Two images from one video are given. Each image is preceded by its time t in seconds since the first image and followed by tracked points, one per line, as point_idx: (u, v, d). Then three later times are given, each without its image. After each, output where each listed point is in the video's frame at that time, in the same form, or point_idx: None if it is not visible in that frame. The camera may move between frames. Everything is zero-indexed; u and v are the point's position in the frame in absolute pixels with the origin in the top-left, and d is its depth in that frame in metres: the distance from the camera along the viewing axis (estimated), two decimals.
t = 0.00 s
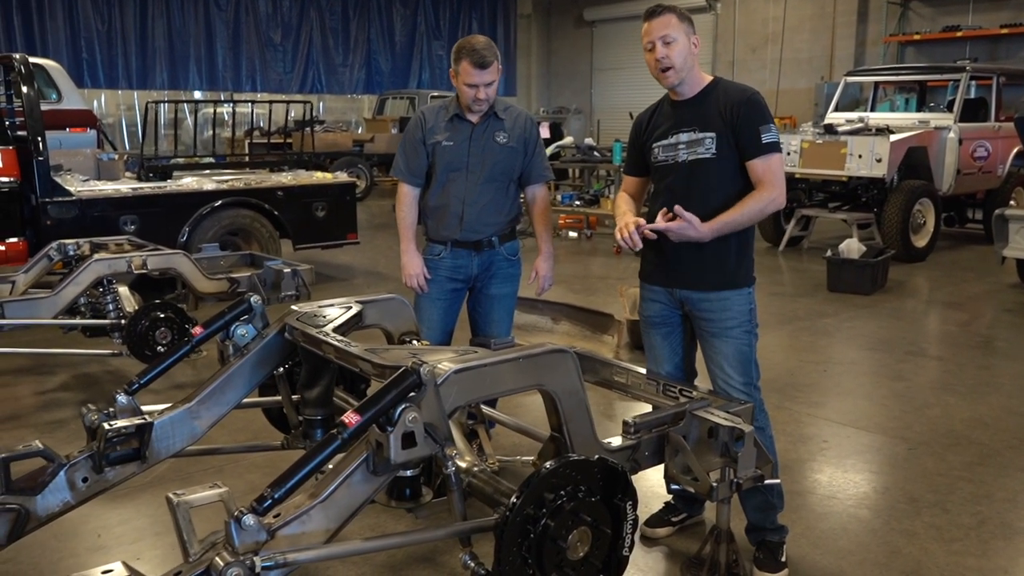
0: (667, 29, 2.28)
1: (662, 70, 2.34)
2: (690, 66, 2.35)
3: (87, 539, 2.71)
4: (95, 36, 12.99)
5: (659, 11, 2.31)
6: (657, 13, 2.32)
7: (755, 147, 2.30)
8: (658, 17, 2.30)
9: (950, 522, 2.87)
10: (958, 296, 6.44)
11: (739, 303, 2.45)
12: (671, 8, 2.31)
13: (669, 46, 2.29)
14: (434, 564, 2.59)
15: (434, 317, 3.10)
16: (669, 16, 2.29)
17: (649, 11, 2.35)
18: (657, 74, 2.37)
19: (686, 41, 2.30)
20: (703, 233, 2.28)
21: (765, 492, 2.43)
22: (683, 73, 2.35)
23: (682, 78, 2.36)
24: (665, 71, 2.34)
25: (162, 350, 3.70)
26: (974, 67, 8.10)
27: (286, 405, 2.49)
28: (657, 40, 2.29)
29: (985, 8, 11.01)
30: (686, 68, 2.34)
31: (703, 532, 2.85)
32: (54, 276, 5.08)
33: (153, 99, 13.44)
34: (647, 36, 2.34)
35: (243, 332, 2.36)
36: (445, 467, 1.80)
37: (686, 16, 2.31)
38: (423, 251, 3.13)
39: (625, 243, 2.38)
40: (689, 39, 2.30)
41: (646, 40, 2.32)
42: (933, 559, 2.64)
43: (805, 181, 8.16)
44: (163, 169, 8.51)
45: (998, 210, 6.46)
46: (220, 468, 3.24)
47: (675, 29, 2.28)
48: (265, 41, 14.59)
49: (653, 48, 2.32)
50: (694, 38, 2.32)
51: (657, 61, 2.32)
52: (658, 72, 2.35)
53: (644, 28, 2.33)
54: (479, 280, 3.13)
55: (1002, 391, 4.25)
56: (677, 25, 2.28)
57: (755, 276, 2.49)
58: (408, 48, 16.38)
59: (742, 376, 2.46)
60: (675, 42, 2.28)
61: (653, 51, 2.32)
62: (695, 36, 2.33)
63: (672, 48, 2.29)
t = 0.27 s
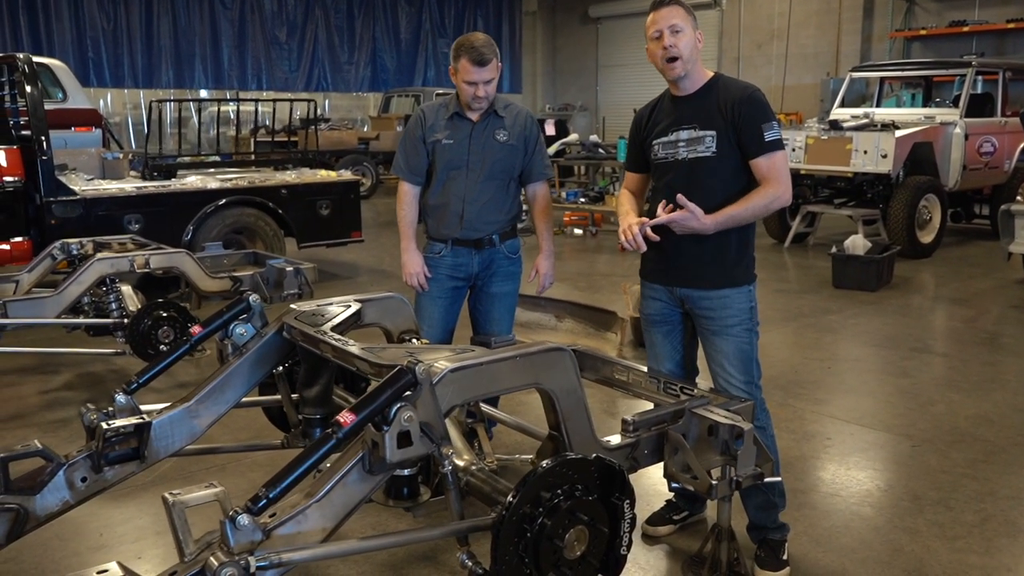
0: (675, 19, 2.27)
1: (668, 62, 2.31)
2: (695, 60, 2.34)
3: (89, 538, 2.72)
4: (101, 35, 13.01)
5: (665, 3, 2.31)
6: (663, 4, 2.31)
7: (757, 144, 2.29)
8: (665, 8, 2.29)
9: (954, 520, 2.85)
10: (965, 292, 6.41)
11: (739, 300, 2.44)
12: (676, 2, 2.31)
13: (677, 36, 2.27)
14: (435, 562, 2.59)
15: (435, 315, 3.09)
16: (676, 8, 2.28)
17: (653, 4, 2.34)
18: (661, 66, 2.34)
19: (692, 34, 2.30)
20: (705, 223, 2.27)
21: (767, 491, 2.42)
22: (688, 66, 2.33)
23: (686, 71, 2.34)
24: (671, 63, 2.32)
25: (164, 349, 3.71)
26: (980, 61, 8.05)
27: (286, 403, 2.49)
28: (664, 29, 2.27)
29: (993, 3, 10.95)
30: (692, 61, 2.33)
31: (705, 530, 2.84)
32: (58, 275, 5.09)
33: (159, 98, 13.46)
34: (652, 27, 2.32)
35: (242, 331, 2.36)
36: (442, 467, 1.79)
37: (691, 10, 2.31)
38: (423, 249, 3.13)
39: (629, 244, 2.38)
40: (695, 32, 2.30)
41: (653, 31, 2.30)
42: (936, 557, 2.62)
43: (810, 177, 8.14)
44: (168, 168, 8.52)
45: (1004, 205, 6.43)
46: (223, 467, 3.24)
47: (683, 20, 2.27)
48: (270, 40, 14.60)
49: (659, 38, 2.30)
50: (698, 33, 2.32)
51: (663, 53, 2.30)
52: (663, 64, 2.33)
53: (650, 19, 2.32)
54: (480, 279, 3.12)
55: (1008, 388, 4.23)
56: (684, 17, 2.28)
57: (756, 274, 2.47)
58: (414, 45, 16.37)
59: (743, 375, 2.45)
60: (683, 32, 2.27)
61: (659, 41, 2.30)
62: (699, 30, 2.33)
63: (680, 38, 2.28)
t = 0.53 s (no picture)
0: (679, 18, 2.26)
1: (672, 60, 2.31)
2: (700, 58, 2.33)
3: (90, 537, 2.73)
4: (107, 35, 13.04)
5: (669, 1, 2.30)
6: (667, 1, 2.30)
7: (760, 143, 2.28)
8: (670, 6, 2.28)
9: (957, 519, 2.84)
10: (971, 289, 6.38)
11: (740, 299, 2.43)
12: None
13: (681, 35, 2.27)
14: (435, 561, 2.58)
15: (436, 314, 3.09)
16: (681, 6, 2.28)
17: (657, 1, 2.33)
18: (665, 63, 2.33)
19: (697, 31, 2.29)
20: (709, 221, 2.26)
21: (767, 491, 2.41)
22: (692, 64, 2.32)
23: (691, 69, 2.34)
24: (676, 61, 2.31)
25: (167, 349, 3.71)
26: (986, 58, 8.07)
27: (285, 403, 2.49)
28: (668, 28, 2.27)
29: None
30: (696, 58, 2.32)
31: (707, 529, 2.83)
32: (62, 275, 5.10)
33: (165, 97, 13.48)
34: (657, 25, 2.31)
35: (242, 330, 2.37)
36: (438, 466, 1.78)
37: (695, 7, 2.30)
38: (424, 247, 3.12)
39: (632, 241, 2.37)
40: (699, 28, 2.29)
41: (657, 29, 2.30)
42: (939, 557, 2.61)
43: (815, 174, 8.11)
44: (173, 167, 8.54)
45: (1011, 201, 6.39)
46: (225, 467, 3.25)
47: (688, 18, 2.27)
48: (275, 39, 14.61)
49: (664, 35, 2.29)
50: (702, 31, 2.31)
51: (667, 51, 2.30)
52: (668, 62, 2.32)
53: (654, 16, 2.31)
54: (481, 278, 3.12)
55: (1013, 386, 4.20)
56: (688, 14, 2.27)
57: (757, 273, 2.46)
58: (419, 44, 16.36)
59: (743, 375, 2.44)
60: (686, 30, 2.27)
61: (664, 39, 2.29)
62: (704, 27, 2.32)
63: (684, 36, 2.27)
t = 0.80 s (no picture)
0: (668, 27, 2.25)
1: (664, 69, 2.32)
2: (696, 62, 2.32)
3: (97, 535, 2.74)
4: (118, 35, 13.09)
5: (661, 8, 2.28)
6: (659, 9, 2.29)
7: (765, 143, 2.26)
8: (660, 14, 2.28)
9: (964, 520, 2.82)
10: (981, 289, 6.34)
11: (744, 299, 2.41)
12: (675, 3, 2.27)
13: (669, 45, 2.27)
14: (438, 561, 2.58)
15: (441, 315, 3.08)
16: (671, 13, 2.26)
17: (652, 5, 2.32)
18: (660, 70, 2.35)
19: (690, 38, 2.26)
20: (713, 221, 2.24)
21: (772, 491, 2.40)
22: (684, 71, 2.32)
23: (685, 74, 2.33)
24: (668, 69, 2.32)
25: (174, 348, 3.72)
26: (997, 56, 7.99)
27: (289, 402, 2.49)
28: (659, 37, 2.27)
29: None
30: (690, 65, 2.31)
31: (712, 530, 2.82)
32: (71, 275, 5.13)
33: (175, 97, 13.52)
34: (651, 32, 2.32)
35: (246, 330, 2.37)
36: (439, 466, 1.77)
37: (692, 9, 2.26)
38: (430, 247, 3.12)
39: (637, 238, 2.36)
40: (692, 35, 2.26)
41: (649, 37, 2.31)
42: (946, 558, 2.59)
43: (825, 173, 8.08)
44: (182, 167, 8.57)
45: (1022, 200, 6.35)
46: (231, 466, 3.26)
47: (677, 27, 2.25)
48: (285, 39, 14.64)
49: (655, 44, 2.30)
50: (701, 34, 2.28)
51: (658, 60, 2.31)
52: (660, 69, 2.34)
53: (648, 24, 2.32)
54: (486, 278, 3.12)
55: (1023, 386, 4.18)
56: (678, 23, 2.25)
57: (762, 272, 2.45)
58: (428, 44, 16.37)
59: (749, 375, 2.43)
60: (676, 40, 2.26)
61: (654, 48, 2.31)
62: (701, 31, 2.28)
63: (672, 46, 2.27)
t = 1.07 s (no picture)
0: (672, 30, 2.24)
1: (670, 71, 2.31)
2: (702, 62, 2.30)
3: (105, 534, 2.75)
4: (132, 36, 13.16)
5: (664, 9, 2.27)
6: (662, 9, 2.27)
7: (772, 143, 2.25)
8: (664, 15, 2.26)
9: (975, 523, 2.79)
10: (995, 289, 6.28)
11: (752, 299, 2.40)
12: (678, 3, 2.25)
13: (674, 48, 2.26)
14: (444, 561, 2.58)
15: (448, 315, 3.08)
16: (674, 14, 2.24)
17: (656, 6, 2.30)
18: (667, 72, 2.34)
19: (695, 39, 2.25)
20: (720, 223, 2.23)
21: (779, 493, 2.38)
22: (691, 71, 2.31)
23: (692, 75, 2.32)
24: (675, 71, 2.32)
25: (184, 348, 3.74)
26: (1013, 54, 7.91)
27: (296, 402, 2.50)
28: (664, 40, 2.26)
29: None
30: (696, 65, 2.30)
31: (719, 531, 2.81)
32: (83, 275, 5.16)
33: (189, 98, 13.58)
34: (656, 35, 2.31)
35: (253, 330, 2.35)
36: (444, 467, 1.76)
37: (695, 9, 2.25)
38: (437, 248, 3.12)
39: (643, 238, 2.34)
40: (697, 35, 2.25)
41: (654, 41, 2.30)
42: (956, 562, 2.57)
43: (838, 173, 8.03)
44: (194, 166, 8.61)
45: None
46: (239, 465, 3.26)
47: (681, 28, 2.24)
48: (298, 39, 14.67)
49: (661, 47, 2.29)
50: (705, 32, 2.27)
51: (665, 62, 2.31)
52: (667, 72, 2.33)
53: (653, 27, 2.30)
54: (493, 278, 3.12)
55: None
56: (682, 24, 2.24)
57: (770, 273, 2.43)
58: (440, 44, 16.38)
59: (756, 376, 2.42)
60: (681, 41, 2.25)
61: (661, 51, 2.30)
62: (706, 29, 2.27)
63: (678, 48, 2.26)
